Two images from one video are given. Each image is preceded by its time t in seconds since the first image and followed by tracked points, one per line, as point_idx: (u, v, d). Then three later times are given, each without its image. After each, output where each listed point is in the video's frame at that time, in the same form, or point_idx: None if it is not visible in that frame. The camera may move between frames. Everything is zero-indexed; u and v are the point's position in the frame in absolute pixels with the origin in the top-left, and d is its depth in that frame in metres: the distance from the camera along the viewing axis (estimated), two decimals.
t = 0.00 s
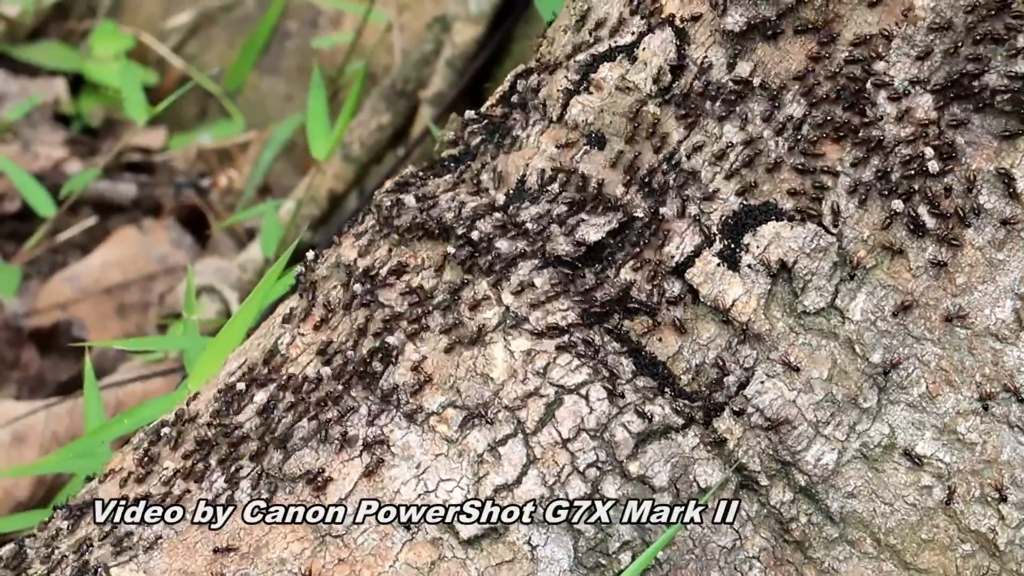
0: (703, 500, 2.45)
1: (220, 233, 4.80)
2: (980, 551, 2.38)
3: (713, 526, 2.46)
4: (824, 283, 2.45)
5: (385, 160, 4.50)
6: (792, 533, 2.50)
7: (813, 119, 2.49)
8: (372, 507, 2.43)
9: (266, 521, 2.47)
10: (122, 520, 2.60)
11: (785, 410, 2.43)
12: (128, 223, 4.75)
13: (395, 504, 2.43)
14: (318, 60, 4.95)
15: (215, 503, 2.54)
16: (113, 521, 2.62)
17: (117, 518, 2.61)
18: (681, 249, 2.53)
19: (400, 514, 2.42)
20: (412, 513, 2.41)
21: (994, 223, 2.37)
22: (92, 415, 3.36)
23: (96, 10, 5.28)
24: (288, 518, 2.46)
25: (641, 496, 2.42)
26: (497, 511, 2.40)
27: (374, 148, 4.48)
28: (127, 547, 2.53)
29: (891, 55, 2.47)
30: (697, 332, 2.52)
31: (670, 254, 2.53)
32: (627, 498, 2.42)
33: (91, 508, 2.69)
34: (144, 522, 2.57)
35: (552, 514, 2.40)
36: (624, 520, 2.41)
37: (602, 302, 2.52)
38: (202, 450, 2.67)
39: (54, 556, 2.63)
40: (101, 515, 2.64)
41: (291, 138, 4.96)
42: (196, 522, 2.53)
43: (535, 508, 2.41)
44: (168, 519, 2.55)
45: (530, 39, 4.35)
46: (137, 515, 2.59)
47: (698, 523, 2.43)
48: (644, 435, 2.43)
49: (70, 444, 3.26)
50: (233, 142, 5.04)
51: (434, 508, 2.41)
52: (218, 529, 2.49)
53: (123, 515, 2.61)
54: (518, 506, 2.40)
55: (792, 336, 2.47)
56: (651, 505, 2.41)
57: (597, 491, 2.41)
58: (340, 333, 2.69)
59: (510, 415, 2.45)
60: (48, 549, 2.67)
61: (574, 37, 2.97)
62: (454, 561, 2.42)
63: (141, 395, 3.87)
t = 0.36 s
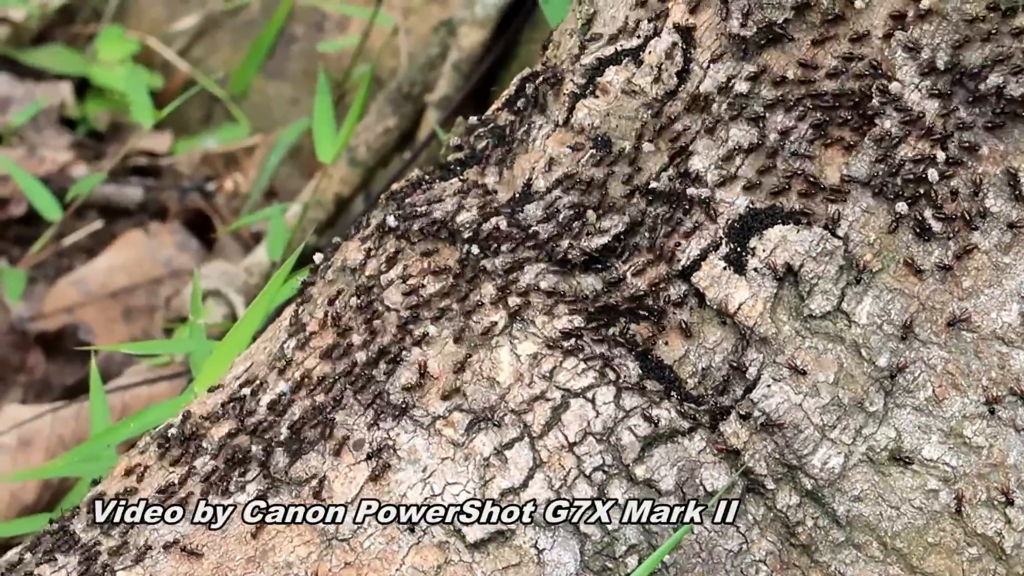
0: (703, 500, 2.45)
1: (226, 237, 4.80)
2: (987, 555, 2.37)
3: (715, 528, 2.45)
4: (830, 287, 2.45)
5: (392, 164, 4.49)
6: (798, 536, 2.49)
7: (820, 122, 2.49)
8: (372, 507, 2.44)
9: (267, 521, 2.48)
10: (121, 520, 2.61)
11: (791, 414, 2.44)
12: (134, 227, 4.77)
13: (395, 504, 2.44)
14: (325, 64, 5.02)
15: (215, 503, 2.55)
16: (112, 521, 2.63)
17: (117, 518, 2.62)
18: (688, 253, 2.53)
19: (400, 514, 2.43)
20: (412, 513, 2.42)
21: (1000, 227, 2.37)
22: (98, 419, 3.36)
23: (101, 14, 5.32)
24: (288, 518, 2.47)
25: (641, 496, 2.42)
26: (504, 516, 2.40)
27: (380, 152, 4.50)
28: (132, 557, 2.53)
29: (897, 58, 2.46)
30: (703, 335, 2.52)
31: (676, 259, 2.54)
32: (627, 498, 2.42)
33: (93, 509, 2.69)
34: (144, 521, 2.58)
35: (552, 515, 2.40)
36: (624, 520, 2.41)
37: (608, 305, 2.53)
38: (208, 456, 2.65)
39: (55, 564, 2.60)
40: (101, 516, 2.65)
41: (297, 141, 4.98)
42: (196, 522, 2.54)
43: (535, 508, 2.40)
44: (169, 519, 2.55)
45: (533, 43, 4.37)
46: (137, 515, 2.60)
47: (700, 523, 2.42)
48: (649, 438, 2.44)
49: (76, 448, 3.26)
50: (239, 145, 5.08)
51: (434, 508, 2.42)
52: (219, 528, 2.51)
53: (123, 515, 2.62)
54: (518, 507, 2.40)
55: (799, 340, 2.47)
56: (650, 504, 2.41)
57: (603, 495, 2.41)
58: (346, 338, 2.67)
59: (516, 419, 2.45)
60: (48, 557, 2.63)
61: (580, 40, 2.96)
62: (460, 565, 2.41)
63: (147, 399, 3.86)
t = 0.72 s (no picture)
0: (702, 500, 2.44)
1: (238, 236, 4.81)
2: (999, 553, 2.37)
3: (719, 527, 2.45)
4: (842, 284, 2.46)
5: (403, 163, 4.50)
6: (810, 535, 2.49)
7: (835, 122, 2.49)
8: (372, 507, 2.44)
9: (268, 521, 2.49)
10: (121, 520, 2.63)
11: (804, 412, 2.44)
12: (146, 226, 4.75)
13: (394, 504, 2.44)
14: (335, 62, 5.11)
15: (215, 503, 2.56)
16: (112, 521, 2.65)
17: (117, 518, 2.64)
18: (701, 251, 2.53)
19: (401, 514, 2.43)
20: (412, 513, 2.42)
21: (1013, 225, 2.37)
22: (109, 419, 3.36)
23: (113, 13, 5.34)
24: (288, 518, 2.48)
25: (644, 496, 2.42)
26: (516, 514, 2.40)
27: (392, 151, 4.50)
28: (144, 555, 2.53)
29: (910, 56, 2.45)
30: (715, 334, 2.52)
31: (689, 256, 2.54)
32: (628, 497, 2.42)
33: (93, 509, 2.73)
34: (144, 521, 2.60)
35: (552, 514, 2.40)
36: (622, 519, 2.41)
37: (622, 303, 2.52)
38: (222, 454, 2.64)
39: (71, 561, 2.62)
40: (101, 515, 2.68)
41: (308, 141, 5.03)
42: (197, 522, 2.54)
43: (535, 508, 2.41)
44: (169, 519, 2.56)
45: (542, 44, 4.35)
46: (137, 515, 2.62)
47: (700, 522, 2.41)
48: (662, 436, 2.43)
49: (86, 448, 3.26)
50: (250, 143, 5.09)
51: (434, 509, 2.42)
52: (219, 529, 2.52)
53: (123, 515, 2.64)
54: (518, 507, 2.40)
55: (811, 338, 2.47)
56: (652, 505, 2.41)
57: (616, 493, 2.41)
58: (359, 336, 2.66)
59: (529, 416, 2.45)
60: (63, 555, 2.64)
61: (592, 38, 2.97)
62: (473, 563, 2.40)
63: (158, 398, 3.86)
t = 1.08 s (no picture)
0: (703, 500, 2.43)
1: (248, 227, 4.84)
2: (1011, 544, 2.38)
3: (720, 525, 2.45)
4: (854, 275, 2.45)
5: (413, 154, 4.54)
6: (822, 526, 2.49)
7: (847, 114, 2.49)
8: (372, 507, 2.44)
9: (267, 520, 2.49)
10: (122, 521, 2.62)
11: (814, 403, 2.43)
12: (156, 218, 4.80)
13: (394, 504, 2.44)
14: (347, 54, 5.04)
15: (214, 503, 2.56)
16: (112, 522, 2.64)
17: (117, 518, 2.63)
18: (712, 241, 2.52)
19: (401, 514, 2.43)
20: (412, 513, 2.42)
21: None
22: (120, 411, 3.37)
23: (123, 6, 5.36)
24: (288, 518, 2.47)
25: (643, 496, 2.42)
26: (528, 505, 2.40)
27: (402, 143, 4.53)
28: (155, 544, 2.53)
29: (922, 46, 2.45)
30: (727, 324, 2.51)
31: (700, 247, 2.53)
32: (628, 496, 2.42)
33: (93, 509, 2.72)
34: (144, 521, 2.59)
35: (552, 515, 2.39)
36: (624, 521, 2.41)
37: (633, 296, 2.52)
38: (235, 440, 2.67)
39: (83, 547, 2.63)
40: (101, 516, 2.67)
41: (319, 132, 4.99)
42: (196, 522, 2.54)
43: (535, 509, 2.40)
44: (169, 519, 2.55)
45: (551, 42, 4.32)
46: (137, 515, 2.61)
47: (701, 523, 2.40)
48: (673, 427, 2.43)
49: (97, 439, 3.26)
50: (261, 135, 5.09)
51: (434, 508, 2.41)
52: (218, 529, 2.51)
53: (123, 516, 2.63)
54: (518, 506, 2.40)
55: (822, 329, 2.47)
56: (651, 505, 2.42)
57: (626, 483, 2.42)
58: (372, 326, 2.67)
59: (539, 408, 2.45)
60: (76, 543, 2.66)
61: (603, 28, 2.97)
62: (484, 554, 2.40)
63: (169, 389, 3.87)
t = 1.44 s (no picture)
0: (703, 500, 2.43)
1: (252, 222, 4.82)
2: (1014, 540, 2.38)
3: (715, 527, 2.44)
4: (858, 270, 2.45)
5: (418, 149, 4.50)
6: (824, 521, 2.49)
7: (849, 109, 2.48)
8: (372, 507, 2.43)
9: (267, 521, 2.49)
10: (121, 521, 2.62)
11: (818, 398, 2.43)
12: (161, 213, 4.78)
13: (394, 503, 2.44)
14: (351, 49, 5.08)
15: (215, 503, 2.56)
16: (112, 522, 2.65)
17: (117, 518, 2.64)
18: (715, 236, 2.52)
19: (400, 514, 2.42)
20: (412, 513, 2.42)
21: None
22: (122, 404, 3.37)
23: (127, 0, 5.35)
24: (288, 518, 2.47)
25: (643, 497, 2.41)
26: (530, 500, 2.40)
27: (406, 138, 4.49)
28: (158, 539, 2.54)
29: (926, 41, 2.46)
30: (730, 318, 2.52)
31: (703, 242, 2.53)
32: (629, 496, 2.41)
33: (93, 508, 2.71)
34: (143, 521, 2.60)
35: (552, 514, 2.39)
36: (624, 520, 2.41)
37: (637, 289, 2.53)
38: (237, 433, 2.66)
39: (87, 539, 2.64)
40: (101, 515, 2.68)
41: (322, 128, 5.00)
42: (196, 522, 2.54)
43: (535, 507, 2.41)
44: (168, 519, 2.55)
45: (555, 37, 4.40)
46: (137, 515, 2.62)
47: (701, 523, 2.40)
48: (676, 422, 2.43)
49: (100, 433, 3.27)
50: (266, 130, 5.07)
51: (434, 509, 2.41)
52: (219, 529, 2.51)
53: (123, 515, 2.64)
54: (518, 506, 2.40)
55: (825, 324, 2.47)
56: (651, 505, 2.41)
57: (630, 478, 2.42)
58: (374, 319, 2.66)
59: (543, 402, 2.45)
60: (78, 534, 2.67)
61: (606, 23, 2.97)
62: (486, 549, 2.40)
63: (171, 383, 3.88)
